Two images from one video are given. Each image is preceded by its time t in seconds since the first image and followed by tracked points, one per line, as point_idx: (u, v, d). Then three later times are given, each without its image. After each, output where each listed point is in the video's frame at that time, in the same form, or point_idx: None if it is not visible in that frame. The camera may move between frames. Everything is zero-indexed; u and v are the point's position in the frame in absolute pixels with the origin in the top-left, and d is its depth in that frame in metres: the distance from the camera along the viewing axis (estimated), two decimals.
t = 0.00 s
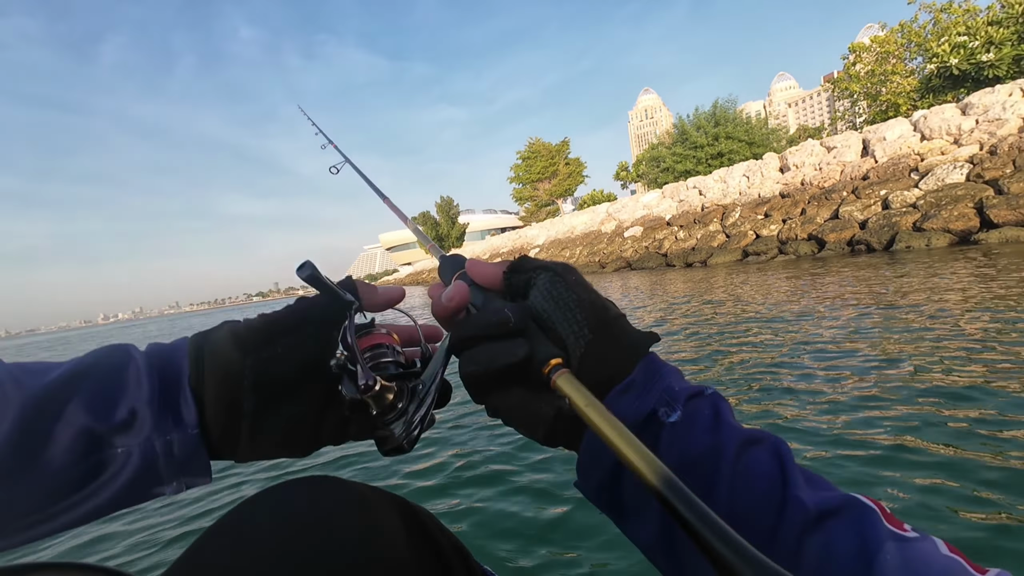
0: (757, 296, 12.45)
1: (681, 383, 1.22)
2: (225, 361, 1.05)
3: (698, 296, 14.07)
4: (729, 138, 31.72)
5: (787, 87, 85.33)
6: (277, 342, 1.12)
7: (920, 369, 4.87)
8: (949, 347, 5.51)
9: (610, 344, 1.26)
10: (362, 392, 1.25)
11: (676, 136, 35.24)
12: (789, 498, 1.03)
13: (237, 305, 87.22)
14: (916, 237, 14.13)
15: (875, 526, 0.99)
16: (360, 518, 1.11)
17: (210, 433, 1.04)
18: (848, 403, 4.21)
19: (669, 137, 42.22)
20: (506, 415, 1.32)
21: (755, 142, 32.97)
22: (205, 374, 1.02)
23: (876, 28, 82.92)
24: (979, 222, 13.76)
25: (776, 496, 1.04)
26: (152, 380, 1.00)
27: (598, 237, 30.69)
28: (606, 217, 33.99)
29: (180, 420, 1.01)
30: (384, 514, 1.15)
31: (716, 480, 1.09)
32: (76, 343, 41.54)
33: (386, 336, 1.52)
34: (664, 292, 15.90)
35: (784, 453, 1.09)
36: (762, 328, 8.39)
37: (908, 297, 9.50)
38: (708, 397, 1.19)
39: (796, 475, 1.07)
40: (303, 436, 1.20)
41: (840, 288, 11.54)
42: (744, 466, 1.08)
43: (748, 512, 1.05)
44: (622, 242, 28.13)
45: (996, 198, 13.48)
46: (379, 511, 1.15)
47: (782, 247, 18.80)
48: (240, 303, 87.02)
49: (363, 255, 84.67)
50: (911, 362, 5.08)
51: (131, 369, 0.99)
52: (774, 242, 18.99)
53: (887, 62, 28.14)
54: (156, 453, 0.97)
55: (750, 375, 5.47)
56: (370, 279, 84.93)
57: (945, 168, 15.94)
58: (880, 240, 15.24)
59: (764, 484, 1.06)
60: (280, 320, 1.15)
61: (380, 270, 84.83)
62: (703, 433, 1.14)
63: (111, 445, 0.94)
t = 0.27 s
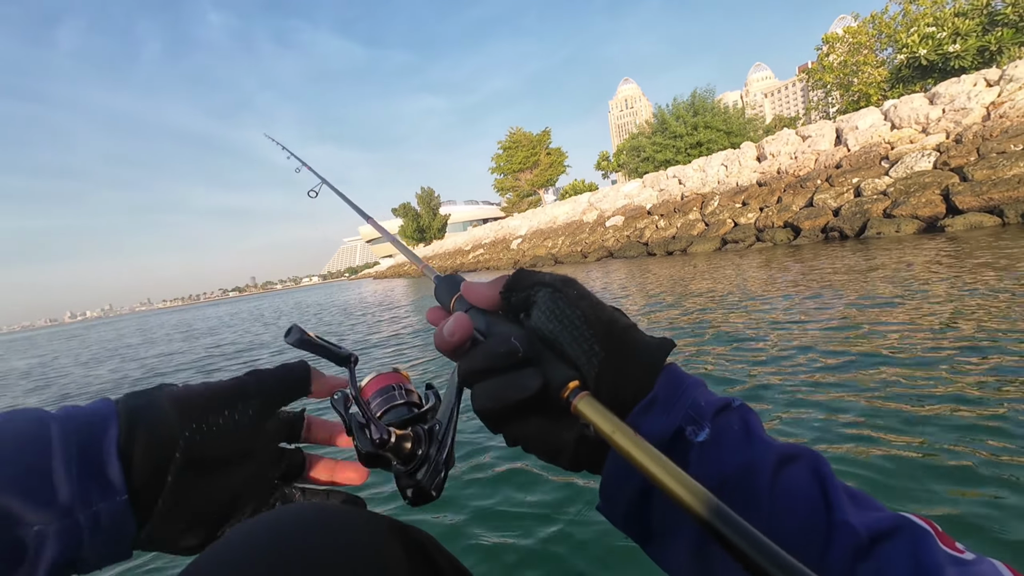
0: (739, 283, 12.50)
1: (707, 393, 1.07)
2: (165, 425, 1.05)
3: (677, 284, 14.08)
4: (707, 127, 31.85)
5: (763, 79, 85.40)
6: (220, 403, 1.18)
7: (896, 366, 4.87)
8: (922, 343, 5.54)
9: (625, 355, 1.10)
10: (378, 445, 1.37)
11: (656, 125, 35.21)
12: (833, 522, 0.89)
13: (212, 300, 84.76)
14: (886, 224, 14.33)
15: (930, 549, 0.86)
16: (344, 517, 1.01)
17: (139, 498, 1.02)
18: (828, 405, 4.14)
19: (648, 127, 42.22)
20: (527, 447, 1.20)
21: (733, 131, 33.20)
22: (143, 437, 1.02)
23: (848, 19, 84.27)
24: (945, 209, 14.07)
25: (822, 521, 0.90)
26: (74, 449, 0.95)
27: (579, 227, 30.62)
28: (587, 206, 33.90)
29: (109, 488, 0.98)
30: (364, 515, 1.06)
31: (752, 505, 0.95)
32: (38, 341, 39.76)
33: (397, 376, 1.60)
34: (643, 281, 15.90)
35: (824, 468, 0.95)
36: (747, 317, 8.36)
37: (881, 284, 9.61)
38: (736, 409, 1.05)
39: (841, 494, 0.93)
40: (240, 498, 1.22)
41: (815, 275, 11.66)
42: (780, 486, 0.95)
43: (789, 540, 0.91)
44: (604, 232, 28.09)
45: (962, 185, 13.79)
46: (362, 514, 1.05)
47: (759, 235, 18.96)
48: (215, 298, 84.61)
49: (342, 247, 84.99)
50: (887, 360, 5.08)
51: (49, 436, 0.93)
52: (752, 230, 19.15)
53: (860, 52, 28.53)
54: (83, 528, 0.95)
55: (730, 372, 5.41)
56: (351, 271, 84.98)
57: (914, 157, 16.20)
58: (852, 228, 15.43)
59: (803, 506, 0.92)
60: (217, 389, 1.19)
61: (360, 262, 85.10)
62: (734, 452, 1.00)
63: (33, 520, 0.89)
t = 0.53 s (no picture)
0: (729, 275, 12.57)
1: (717, 388, 0.93)
2: (158, 490, 0.93)
3: (665, 277, 14.06)
4: (696, 120, 31.90)
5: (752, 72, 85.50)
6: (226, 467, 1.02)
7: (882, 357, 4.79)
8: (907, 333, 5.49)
9: (612, 369, 1.00)
10: (453, 458, 1.59)
11: (646, 118, 35.18)
12: (850, 521, 0.75)
13: (198, 296, 83.51)
14: (871, 216, 14.38)
15: (966, 545, 0.69)
16: (341, 535, 0.82)
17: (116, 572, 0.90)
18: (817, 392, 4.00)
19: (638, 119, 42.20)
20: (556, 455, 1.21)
21: (721, 125, 33.30)
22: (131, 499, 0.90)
23: (835, 14, 84.80)
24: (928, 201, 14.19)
25: (834, 522, 0.76)
26: (50, 509, 0.85)
27: (569, 220, 30.57)
28: (576, 200, 33.80)
29: (83, 567, 0.86)
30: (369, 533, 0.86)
31: (759, 511, 0.82)
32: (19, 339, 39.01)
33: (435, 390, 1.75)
34: (632, 274, 15.87)
35: (844, 457, 0.80)
36: (740, 309, 8.40)
37: (865, 275, 9.63)
38: (748, 399, 0.91)
39: (865, 490, 0.77)
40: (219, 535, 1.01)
41: (801, 267, 11.68)
42: (795, 483, 0.80)
43: (799, 546, 0.78)
44: (594, 225, 28.07)
45: (944, 177, 13.93)
46: (367, 533, 0.85)
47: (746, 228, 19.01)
48: (201, 294, 83.37)
49: (331, 242, 84.43)
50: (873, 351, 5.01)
51: (26, 499, 0.84)
52: (739, 223, 19.19)
53: (846, 47, 28.70)
54: None
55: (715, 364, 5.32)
56: (341, 266, 84.94)
57: (898, 150, 16.31)
58: (838, 220, 15.46)
59: (814, 503, 0.78)
60: (232, 442, 1.04)
61: (349, 257, 84.78)
62: (743, 449, 0.85)
63: None
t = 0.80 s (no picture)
0: (725, 272, 12.67)
1: (699, 388, 0.94)
2: (180, 495, 0.97)
3: (662, 275, 14.12)
4: (694, 118, 31.94)
5: (749, 70, 85.49)
6: (245, 468, 1.06)
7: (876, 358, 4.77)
8: (899, 333, 5.52)
9: (589, 376, 1.03)
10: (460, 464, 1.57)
11: (643, 115, 35.20)
12: (833, 518, 0.76)
13: (194, 292, 83.25)
14: (866, 214, 14.45)
15: (946, 541, 0.70)
16: (335, 514, 0.84)
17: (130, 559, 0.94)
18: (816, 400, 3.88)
19: (635, 116, 42.21)
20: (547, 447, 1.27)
21: (719, 122, 33.36)
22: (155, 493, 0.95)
23: (832, 11, 84.96)
24: (922, 200, 14.29)
25: (818, 519, 0.77)
26: (73, 509, 0.84)
27: (566, 217, 30.61)
28: (573, 196, 33.85)
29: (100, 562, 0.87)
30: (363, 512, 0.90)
31: (745, 510, 0.83)
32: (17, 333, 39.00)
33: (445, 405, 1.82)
34: (629, 271, 15.93)
35: (827, 455, 0.81)
36: (736, 306, 8.51)
37: (860, 273, 9.69)
38: (731, 400, 0.92)
39: (847, 487, 0.78)
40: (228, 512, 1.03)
41: (797, 265, 11.75)
42: (779, 481, 0.81)
43: (787, 543, 0.79)
44: (591, 222, 28.14)
45: (938, 176, 14.02)
46: (360, 513, 0.89)
47: (742, 225, 19.09)
48: (198, 291, 83.12)
49: (327, 238, 84.12)
50: (865, 351, 5.03)
51: (44, 495, 0.81)
52: (736, 220, 19.28)
53: (843, 46, 28.73)
54: None
55: (707, 363, 5.34)
56: (337, 262, 84.82)
57: (894, 148, 16.42)
58: (834, 218, 15.64)
59: (800, 500, 0.79)
60: (246, 442, 1.08)
61: (346, 253, 84.54)
62: (729, 448, 0.86)
63: None
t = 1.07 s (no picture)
0: (726, 275, 12.74)
1: (675, 340, 1.00)
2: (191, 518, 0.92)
3: (663, 277, 14.17)
4: (696, 120, 32.01)
5: (751, 72, 85.53)
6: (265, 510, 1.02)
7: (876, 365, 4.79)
8: (898, 339, 5.55)
9: (575, 322, 1.09)
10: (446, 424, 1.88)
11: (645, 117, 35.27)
12: (787, 456, 0.79)
13: (195, 291, 83.34)
14: (868, 218, 14.60)
15: (886, 476, 0.73)
16: (339, 490, 0.78)
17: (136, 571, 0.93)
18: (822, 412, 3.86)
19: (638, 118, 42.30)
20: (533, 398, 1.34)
21: (721, 125, 33.41)
22: (168, 505, 0.90)
23: (834, 14, 85.03)
24: (924, 203, 14.36)
25: (772, 457, 0.80)
26: (94, 501, 0.85)
27: (568, 219, 30.68)
28: (575, 198, 33.92)
29: (118, 554, 0.88)
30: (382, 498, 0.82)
31: (710, 447, 0.86)
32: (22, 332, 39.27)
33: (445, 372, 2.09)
34: (630, 274, 15.99)
35: (788, 404, 0.86)
36: (738, 310, 8.57)
37: (861, 277, 9.72)
38: (705, 353, 0.97)
39: (803, 430, 0.82)
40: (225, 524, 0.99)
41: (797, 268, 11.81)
42: (741, 423, 0.85)
43: (747, 481, 0.81)
44: (592, 224, 28.21)
45: (940, 181, 14.06)
46: (371, 494, 0.81)
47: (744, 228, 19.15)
48: (199, 290, 83.22)
49: (329, 238, 84.27)
50: (865, 357, 5.05)
51: (68, 492, 0.82)
52: (737, 223, 19.34)
53: (845, 49, 28.80)
54: None
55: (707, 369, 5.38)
56: (338, 262, 84.84)
57: (896, 152, 16.47)
58: (835, 221, 15.71)
59: (759, 440, 0.82)
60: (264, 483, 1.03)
61: (347, 254, 84.68)
62: (697, 394, 0.91)
63: None
